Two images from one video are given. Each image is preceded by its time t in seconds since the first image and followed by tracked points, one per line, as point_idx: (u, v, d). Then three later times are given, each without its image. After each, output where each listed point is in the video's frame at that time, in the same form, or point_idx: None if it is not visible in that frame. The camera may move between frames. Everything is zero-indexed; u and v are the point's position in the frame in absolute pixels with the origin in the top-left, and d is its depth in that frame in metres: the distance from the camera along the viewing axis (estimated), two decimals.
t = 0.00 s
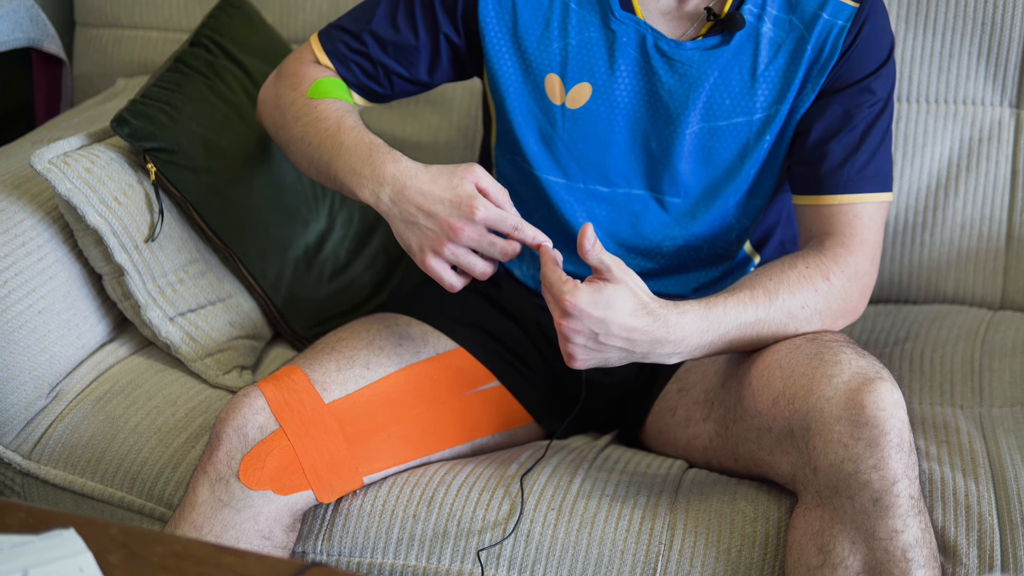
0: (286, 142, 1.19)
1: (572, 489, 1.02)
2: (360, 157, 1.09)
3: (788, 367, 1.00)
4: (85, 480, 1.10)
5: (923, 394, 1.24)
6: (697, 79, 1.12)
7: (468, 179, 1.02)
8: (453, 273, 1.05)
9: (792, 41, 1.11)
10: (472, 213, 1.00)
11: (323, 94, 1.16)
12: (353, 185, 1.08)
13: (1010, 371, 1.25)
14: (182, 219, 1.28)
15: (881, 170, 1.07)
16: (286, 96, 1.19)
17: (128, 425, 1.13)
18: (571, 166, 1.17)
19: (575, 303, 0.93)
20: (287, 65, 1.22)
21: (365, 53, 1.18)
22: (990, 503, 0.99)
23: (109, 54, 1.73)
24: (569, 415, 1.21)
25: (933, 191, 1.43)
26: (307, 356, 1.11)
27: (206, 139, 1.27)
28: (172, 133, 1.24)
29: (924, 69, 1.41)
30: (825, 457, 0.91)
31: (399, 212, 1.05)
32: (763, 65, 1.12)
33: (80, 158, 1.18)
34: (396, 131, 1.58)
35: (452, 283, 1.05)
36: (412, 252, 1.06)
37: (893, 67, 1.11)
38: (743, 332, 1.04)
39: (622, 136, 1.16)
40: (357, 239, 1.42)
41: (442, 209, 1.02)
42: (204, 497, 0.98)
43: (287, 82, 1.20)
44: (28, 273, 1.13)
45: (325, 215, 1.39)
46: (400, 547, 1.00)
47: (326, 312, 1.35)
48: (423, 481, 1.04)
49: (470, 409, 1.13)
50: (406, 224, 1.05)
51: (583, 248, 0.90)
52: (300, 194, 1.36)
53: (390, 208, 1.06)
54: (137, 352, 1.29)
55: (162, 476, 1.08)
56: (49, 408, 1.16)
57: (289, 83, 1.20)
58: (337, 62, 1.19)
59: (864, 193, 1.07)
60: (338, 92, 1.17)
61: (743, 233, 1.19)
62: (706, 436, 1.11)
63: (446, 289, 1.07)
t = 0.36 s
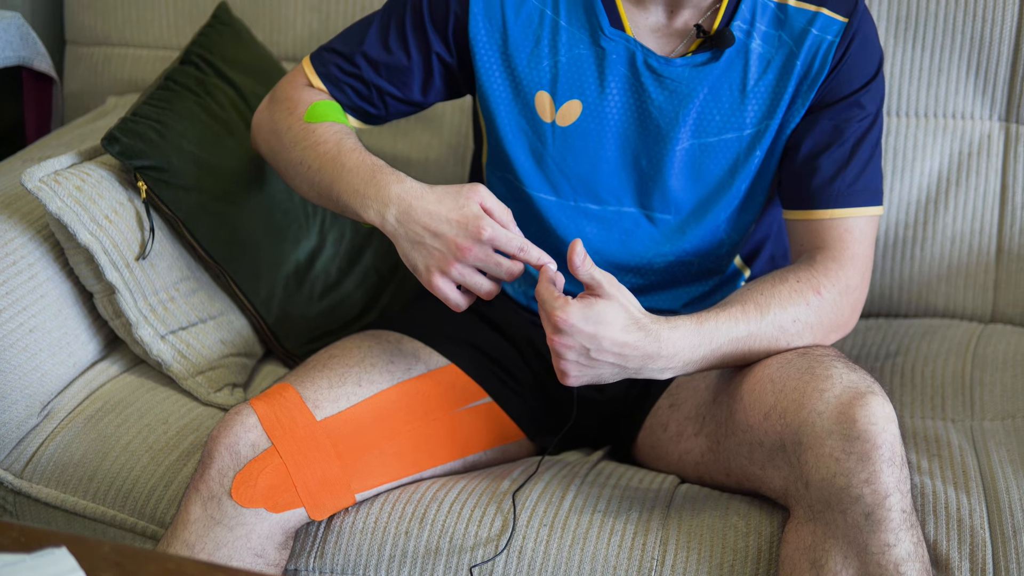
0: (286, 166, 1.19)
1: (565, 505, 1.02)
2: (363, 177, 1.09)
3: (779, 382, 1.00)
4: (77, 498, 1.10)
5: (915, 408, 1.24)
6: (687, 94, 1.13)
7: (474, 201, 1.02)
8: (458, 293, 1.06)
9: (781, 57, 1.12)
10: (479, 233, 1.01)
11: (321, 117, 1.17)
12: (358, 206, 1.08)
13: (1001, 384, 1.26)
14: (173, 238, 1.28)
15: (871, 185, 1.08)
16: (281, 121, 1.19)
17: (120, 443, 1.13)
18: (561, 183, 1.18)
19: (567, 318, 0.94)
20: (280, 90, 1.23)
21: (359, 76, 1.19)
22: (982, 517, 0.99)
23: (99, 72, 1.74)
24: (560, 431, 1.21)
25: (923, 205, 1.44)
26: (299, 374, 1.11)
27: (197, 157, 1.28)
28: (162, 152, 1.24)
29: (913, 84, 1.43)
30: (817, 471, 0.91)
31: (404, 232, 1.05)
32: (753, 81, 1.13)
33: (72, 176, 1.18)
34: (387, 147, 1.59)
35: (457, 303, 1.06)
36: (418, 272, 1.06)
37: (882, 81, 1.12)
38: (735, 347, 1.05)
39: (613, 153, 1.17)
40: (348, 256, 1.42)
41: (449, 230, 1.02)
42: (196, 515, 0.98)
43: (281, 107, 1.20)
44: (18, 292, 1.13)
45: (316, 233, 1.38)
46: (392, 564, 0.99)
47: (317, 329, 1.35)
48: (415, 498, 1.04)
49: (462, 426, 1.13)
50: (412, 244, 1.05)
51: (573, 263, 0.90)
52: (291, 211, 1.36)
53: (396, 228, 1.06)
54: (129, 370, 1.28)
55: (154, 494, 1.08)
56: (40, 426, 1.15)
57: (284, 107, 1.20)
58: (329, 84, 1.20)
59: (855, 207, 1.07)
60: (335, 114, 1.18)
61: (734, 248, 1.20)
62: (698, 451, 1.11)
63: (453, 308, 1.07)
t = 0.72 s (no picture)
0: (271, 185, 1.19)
1: (560, 524, 1.02)
2: (343, 205, 1.09)
3: (773, 401, 1.00)
4: (72, 519, 1.09)
5: (909, 425, 1.25)
6: (680, 114, 1.14)
7: (451, 236, 1.03)
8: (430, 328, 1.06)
9: (774, 76, 1.13)
10: (454, 269, 1.01)
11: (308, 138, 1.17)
12: (335, 233, 1.09)
13: (995, 401, 1.27)
14: (167, 258, 1.28)
15: (864, 203, 1.09)
16: (271, 137, 1.20)
17: (115, 462, 1.13)
18: (555, 202, 1.19)
19: (562, 336, 0.94)
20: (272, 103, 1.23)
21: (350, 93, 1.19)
22: (976, 534, 1.00)
23: (94, 93, 1.74)
24: (555, 450, 1.21)
25: (916, 222, 1.45)
26: (294, 394, 1.11)
27: (191, 177, 1.28)
28: (156, 172, 1.25)
29: (906, 101, 1.44)
30: (811, 489, 0.91)
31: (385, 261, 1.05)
32: (746, 101, 1.14)
33: (66, 197, 1.18)
34: (380, 167, 1.60)
35: (428, 337, 1.07)
36: (391, 303, 1.07)
37: (874, 100, 1.14)
38: (729, 364, 1.05)
39: (606, 172, 1.17)
40: (342, 276, 1.42)
41: (424, 263, 1.03)
42: (190, 535, 0.98)
43: (273, 123, 1.21)
44: (13, 313, 1.13)
45: (310, 250, 1.39)
46: None
47: (312, 349, 1.35)
48: (410, 518, 1.03)
49: (457, 445, 1.13)
50: (386, 275, 1.06)
51: (568, 280, 0.90)
52: (285, 231, 1.36)
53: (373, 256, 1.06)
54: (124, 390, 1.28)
55: (149, 514, 1.07)
56: (35, 446, 1.15)
57: (274, 124, 1.21)
58: (322, 103, 1.20)
59: (847, 225, 1.08)
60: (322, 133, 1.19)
61: (727, 266, 1.21)
62: (693, 469, 1.11)
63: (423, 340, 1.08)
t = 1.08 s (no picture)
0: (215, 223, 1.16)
1: (558, 548, 1.01)
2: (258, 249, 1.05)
3: (770, 424, 1.01)
4: (70, 543, 1.09)
5: (907, 447, 1.25)
6: (677, 137, 1.15)
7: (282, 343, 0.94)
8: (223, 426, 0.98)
9: (770, 99, 1.14)
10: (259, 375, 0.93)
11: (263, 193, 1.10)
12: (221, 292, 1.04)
13: (992, 423, 1.27)
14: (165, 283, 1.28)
15: (861, 225, 1.10)
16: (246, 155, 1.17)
17: (113, 486, 1.12)
18: (553, 225, 1.19)
19: (557, 360, 0.93)
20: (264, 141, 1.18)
21: (350, 127, 1.16)
22: (975, 556, 1.00)
23: (92, 117, 1.75)
24: (553, 473, 1.21)
25: (913, 244, 1.46)
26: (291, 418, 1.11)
27: (189, 202, 1.29)
28: (154, 197, 1.26)
29: (902, 123, 1.45)
30: (809, 510, 0.92)
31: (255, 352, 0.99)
32: (742, 124, 1.15)
33: (63, 222, 1.19)
34: (378, 193, 1.61)
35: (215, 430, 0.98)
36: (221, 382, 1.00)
37: (870, 121, 1.14)
38: (725, 387, 1.05)
39: (603, 196, 1.18)
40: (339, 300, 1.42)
41: (247, 358, 0.95)
42: (188, 560, 0.97)
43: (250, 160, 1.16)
44: (10, 337, 1.14)
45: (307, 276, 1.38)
46: None
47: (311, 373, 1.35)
48: (407, 541, 1.03)
49: (455, 468, 1.13)
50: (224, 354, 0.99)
51: (562, 306, 0.89)
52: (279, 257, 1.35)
53: (230, 316, 1.00)
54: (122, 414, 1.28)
55: (146, 539, 1.07)
56: (32, 471, 1.15)
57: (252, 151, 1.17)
58: (320, 139, 1.16)
59: (843, 247, 1.09)
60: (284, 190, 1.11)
61: (724, 288, 1.22)
62: (691, 492, 1.11)
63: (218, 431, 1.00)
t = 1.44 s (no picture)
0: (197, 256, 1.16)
1: (558, 571, 1.01)
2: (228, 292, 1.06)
3: (770, 447, 1.01)
4: (70, 567, 1.09)
5: (906, 469, 1.25)
6: (674, 162, 1.16)
7: (223, 427, 0.95)
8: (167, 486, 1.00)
9: (767, 122, 1.15)
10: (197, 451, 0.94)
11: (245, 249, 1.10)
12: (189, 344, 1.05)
13: (992, 445, 1.27)
14: (166, 307, 1.28)
15: (858, 247, 1.11)
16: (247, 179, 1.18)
17: (114, 509, 1.12)
18: (552, 252, 1.20)
19: (550, 389, 0.94)
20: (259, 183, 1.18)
21: (353, 162, 1.17)
22: None
23: (93, 141, 1.77)
24: (553, 496, 1.21)
25: (912, 266, 1.47)
26: (291, 441, 1.11)
27: (189, 226, 1.30)
28: (155, 222, 1.27)
29: (900, 146, 1.47)
30: (809, 533, 0.92)
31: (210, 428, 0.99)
32: (739, 148, 1.16)
33: (65, 246, 1.20)
34: (378, 216, 1.63)
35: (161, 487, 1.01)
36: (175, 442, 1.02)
37: (866, 144, 1.16)
38: (723, 411, 1.06)
39: (602, 221, 1.19)
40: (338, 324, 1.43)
41: (193, 430, 0.96)
42: None
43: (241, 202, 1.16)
44: (11, 361, 1.15)
45: (307, 300, 1.40)
46: None
47: (309, 397, 1.35)
48: (408, 566, 1.03)
49: (455, 492, 1.13)
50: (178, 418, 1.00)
51: (553, 333, 0.90)
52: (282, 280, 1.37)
53: (186, 382, 1.00)
54: (123, 438, 1.28)
55: (147, 563, 1.07)
56: (33, 495, 1.16)
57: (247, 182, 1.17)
58: (324, 175, 1.17)
59: (839, 270, 1.10)
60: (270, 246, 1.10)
61: (724, 311, 1.22)
62: (691, 515, 1.11)
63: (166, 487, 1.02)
